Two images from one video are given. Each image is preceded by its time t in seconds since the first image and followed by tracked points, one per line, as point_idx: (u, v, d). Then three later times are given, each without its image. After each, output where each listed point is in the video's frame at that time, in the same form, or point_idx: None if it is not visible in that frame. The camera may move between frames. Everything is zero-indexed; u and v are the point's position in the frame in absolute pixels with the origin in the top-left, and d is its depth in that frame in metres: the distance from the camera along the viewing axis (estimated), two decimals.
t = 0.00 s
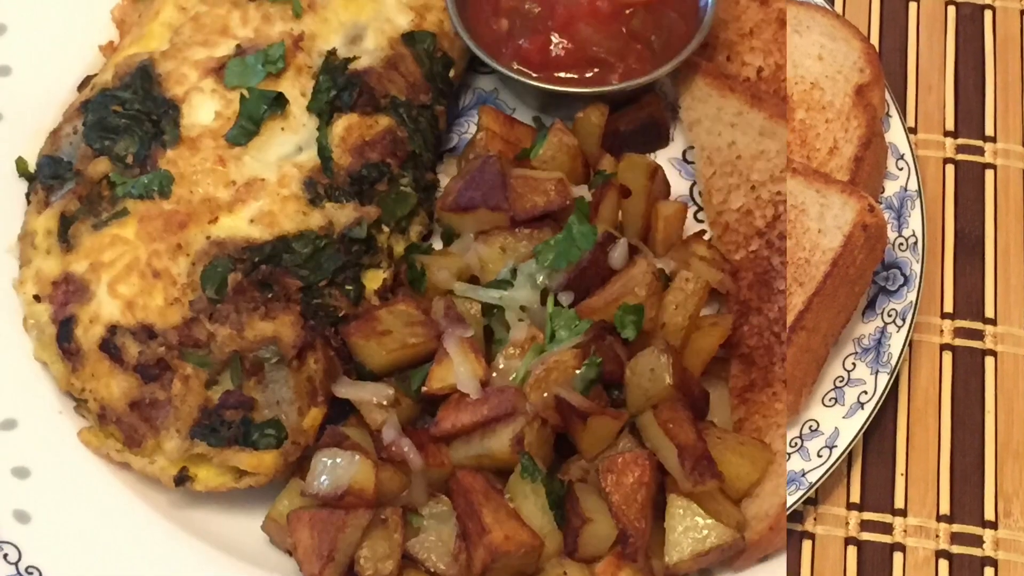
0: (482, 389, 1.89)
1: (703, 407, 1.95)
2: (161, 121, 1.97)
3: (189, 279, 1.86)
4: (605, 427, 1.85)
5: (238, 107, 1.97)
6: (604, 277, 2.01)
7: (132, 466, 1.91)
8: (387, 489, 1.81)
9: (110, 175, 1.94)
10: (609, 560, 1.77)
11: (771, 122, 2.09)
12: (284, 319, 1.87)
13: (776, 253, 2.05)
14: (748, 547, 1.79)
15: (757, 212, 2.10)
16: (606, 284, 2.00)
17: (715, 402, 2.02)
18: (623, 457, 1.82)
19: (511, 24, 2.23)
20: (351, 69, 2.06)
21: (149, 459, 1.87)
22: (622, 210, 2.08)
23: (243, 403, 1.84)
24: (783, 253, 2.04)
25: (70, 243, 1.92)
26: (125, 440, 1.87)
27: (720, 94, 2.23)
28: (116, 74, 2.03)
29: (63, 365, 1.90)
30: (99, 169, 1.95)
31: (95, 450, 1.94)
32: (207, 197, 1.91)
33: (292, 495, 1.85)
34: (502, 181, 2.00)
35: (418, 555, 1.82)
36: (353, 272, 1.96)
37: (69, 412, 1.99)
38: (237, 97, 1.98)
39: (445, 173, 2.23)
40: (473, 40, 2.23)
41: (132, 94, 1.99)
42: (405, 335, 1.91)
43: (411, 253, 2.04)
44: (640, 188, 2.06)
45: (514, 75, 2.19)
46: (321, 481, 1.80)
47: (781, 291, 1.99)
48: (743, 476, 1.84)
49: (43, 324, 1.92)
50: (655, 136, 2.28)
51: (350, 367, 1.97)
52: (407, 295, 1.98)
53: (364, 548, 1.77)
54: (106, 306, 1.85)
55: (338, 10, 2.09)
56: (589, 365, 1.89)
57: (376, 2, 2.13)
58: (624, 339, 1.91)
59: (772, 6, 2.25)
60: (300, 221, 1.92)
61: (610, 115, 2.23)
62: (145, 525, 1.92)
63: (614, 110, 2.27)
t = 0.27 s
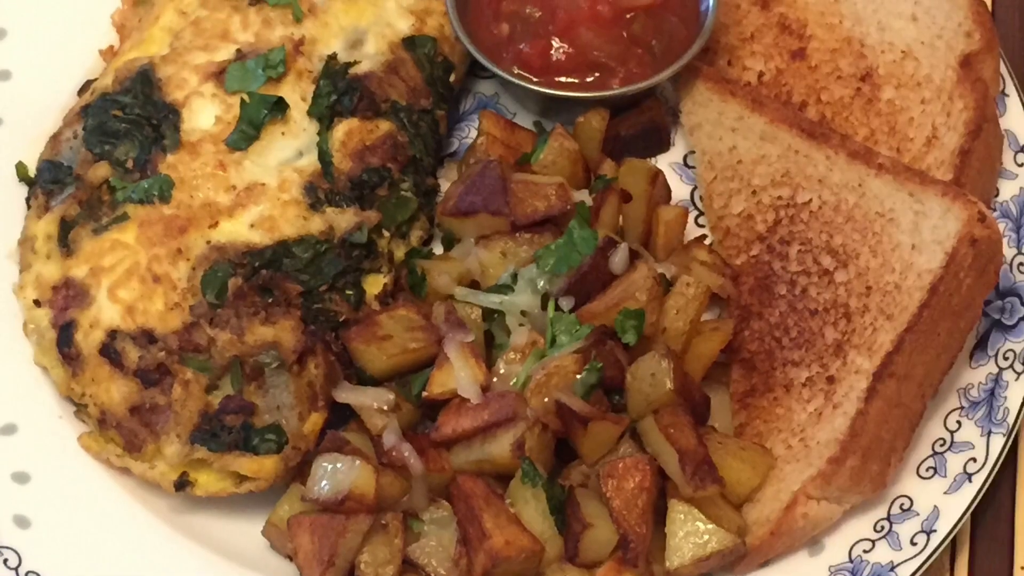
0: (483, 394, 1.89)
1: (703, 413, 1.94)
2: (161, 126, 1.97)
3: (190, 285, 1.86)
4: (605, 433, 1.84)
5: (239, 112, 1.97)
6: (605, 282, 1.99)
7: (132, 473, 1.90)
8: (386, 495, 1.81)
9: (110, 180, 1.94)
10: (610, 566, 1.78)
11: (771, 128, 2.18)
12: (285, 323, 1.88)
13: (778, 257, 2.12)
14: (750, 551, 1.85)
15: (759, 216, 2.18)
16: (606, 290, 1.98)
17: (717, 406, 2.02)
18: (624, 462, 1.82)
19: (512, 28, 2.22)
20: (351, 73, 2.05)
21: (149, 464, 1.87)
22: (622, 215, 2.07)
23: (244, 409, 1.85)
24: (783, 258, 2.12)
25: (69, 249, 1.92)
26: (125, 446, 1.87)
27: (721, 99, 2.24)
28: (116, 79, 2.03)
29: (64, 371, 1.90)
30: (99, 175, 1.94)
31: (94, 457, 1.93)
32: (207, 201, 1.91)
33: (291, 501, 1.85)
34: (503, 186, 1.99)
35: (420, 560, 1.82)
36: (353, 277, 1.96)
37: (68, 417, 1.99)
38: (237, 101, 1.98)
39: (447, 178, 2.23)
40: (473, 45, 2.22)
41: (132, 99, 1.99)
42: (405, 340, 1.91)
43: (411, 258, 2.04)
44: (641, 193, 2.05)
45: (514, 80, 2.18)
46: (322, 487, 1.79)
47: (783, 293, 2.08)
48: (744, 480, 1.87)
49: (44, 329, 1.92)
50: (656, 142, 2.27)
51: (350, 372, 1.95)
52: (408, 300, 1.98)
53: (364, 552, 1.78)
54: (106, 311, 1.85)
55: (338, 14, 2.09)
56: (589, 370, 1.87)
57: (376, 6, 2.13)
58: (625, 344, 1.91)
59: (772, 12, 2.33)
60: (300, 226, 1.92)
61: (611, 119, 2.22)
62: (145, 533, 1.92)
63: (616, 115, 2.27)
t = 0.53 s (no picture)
0: (483, 399, 1.88)
1: (704, 418, 1.94)
2: (162, 130, 1.96)
3: (190, 290, 1.86)
4: (606, 438, 1.84)
5: (239, 117, 1.97)
6: (605, 287, 1.99)
7: (132, 478, 1.90)
8: (387, 500, 1.80)
9: (109, 184, 1.94)
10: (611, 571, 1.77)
11: (772, 133, 2.17)
12: (285, 328, 1.87)
13: (779, 262, 2.12)
14: (751, 556, 1.85)
15: (760, 221, 2.18)
16: (607, 294, 1.98)
17: (719, 412, 1.98)
18: (625, 467, 1.81)
19: (512, 32, 2.22)
20: (352, 77, 2.05)
21: (149, 468, 1.86)
22: (623, 220, 2.07)
23: (244, 413, 1.85)
24: (783, 263, 2.12)
25: (69, 254, 1.91)
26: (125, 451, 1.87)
27: (722, 104, 2.23)
28: (116, 83, 2.03)
29: (64, 376, 1.90)
30: (99, 180, 1.94)
31: (94, 462, 1.93)
32: (207, 206, 1.90)
33: (292, 506, 1.85)
34: (503, 191, 1.99)
35: (420, 565, 1.83)
36: (353, 281, 1.96)
37: (68, 422, 1.99)
38: (238, 106, 1.98)
39: (448, 183, 2.22)
40: (474, 49, 2.22)
41: (133, 103, 1.99)
42: (405, 344, 1.91)
43: (411, 263, 2.03)
44: (642, 197, 2.05)
45: (515, 84, 2.18)
46: (322, 492, 1.79)
47: (783, 298, 2.08)
48: (745, 485, 1.87)
49: (44, 334, 1.92)
50: (657, 146, 2.27)
51: (351, 377, 1.95)
52: (408, 305, 1.98)
53: (365, 557, 1.79)
54: (106, 316, 1.85)
55: (339, 19, 2.09)
56: (589, 375, 1.87)
57: (376, 10, 2.12)
58: (626, 349, 1.90)
59: (773, 16, 2.33)
60: (300, 231, 1.91)
61: (611, 124, 2.22)
62: (145, 538, 1.91)
63: (617, 119, 2.27)
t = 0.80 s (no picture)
0: (483, 404, 1.88)
1: (705, 423, 1.93)
2: (162, 135, 1.96)
3: (191, 295, 1.85)
4: (607, 443, 1.84)
5: (239, 121, 1.96)
6: (606, 291, 1.99)
7: (132, 483, 1.89)
8: (388, 505, 1.80)
9: (110, 189, 1.93)
10: None
11: (773, 138, 2.17)
12: (286, 333, 1.87)
13: (780, 267, 2.12)
14: (752, 561, 1.85)
15: (761, 226, 2.18)
16: (608, 299, 1.98)
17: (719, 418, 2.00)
18: (626, 472, 1.81)
19: (513, 37, 2.22)
20: (353, 82, 2.05)
21: (149, 473, 1.86)
22: (624, 224, 2.07)
23: (244, 418, 1.84)
24: (784, 267, 2.11)
25: (69, 258, 1.91)
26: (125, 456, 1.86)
27: (723, 108, 2.22)
28: (116, 88, 2.03)
29: (63, 381, 1.89)
30: (99, 184, 1.94)
31: (94, 466, 1.93)
32: (207, 210, 1.90)
33: (292, 511, 1.84)
34: (504, 195, 1.99)
35: (420, 570, 1.83)
36: (354, 286, 1.96)
37: (68, 427, 1.98)
38: (238, 110, 1.97)
39: (448, 188, 2.22)
40: (474, 53, 2.22)
41: (133, 108, 1.98)
42: (406, 349, 1.91)
43: (411, 267, 2.03)
44: (642, 202, 2.05)
45: (515, 88, 2.18)
46: (323, 497, 1.79)
47: (784, 303, 2.08)
48: (746, 490, 1.86)
49: (44, 339, 1.92)
50: (658, 151, 2.27)
51: (352, 382, 1.95)
52: (409, 310, 1.97)
53: (365, 562, 1.79)
54: (106, 321, 1.85)
55: (339, 23, 2.09)
56: (590, 380, 1.86)
57: (377, 15, 2.12)
58: (627, 353, 1.89)
59: (774, 20, 2.33)
60: (301, 235, 1.91)
61: (612, 128, 2.22)
62: (145, 543, 1.91)
63: (618, 124, 2.26)
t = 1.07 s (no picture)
0: (483, 409, 1.87)
1: (706, 428, 1.93)
2: (162, 139, 1.96)
3: (191, 299, 1.85)
4: (608, 449, 1.83)
5: (239, 126, 1.96)
6: (607, 296, 1.99)
7: (132, 487, 1.89)
8: (388, 510, 1.80)
9: (110, 194, 1.93)
10: None
11: (774, 143, 2.17)
12: (286, 338, 1.87)
13: (781, 271, 2.12)
14: (752, 567, 1.84)
15: (762, 231, 2.17)
16: (609, 304, 1.98)
17: (721, 421, 1.97)
18: (626, 477, 1.81)
19: (513, 41, 2.21)
20: (353, 86, 2.05)
21: (150, 479, 1.86)
22: (625, 229, 2.07)
23: (244, 423, 1.84)
24: (785, 272, 2.11)
25: (69, 263, 1.91)
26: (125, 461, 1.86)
27: (724, 113, 2.22)
28: (116, 92, 2.03)
29: (64, 386, 1.89)
30: (99, 189, 1.93)
31: (94, 471, 1.92)
32: (208, 215, 1.90)
33: (292, 517, 1.83)
34: (505, 200, 1.99)
35: None
36: (354, 291, 1.95)
37: (69, 432, 1.98)
38: (238, 115, 1.97)
39: (449, 192, 2.22)
40: (475, 58, 2.21)
41: (133, 113, 1.98)
42: (406, 354, 1.90)
43: (412, 272, 2.03)
44: (643, 207, 2.05)
45: (516, 93, 2.18)
46: (323, 501, 1.79)
47: (785, 308, 2.08)
48: (747, 495, 1.86)
49: (44, 343, 1.92)
50: (658, 155, 2.26)
51: (352, 387, 1.94)
52: (409, 314, 1.97)
53: (366, 567, 1.79)
54: (106, 325, 1.84)
55: (339, 27, 2.09)
56: (591, 385, 1.86)
57: (377, 19, 2.12)
58: (628, 359, 1.90)
59: (775, 25, 2.33)
60: (301, 240, 1.91)
61: (613, 133, 2.22)
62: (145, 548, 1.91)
63: (619, 128, 2.26)
